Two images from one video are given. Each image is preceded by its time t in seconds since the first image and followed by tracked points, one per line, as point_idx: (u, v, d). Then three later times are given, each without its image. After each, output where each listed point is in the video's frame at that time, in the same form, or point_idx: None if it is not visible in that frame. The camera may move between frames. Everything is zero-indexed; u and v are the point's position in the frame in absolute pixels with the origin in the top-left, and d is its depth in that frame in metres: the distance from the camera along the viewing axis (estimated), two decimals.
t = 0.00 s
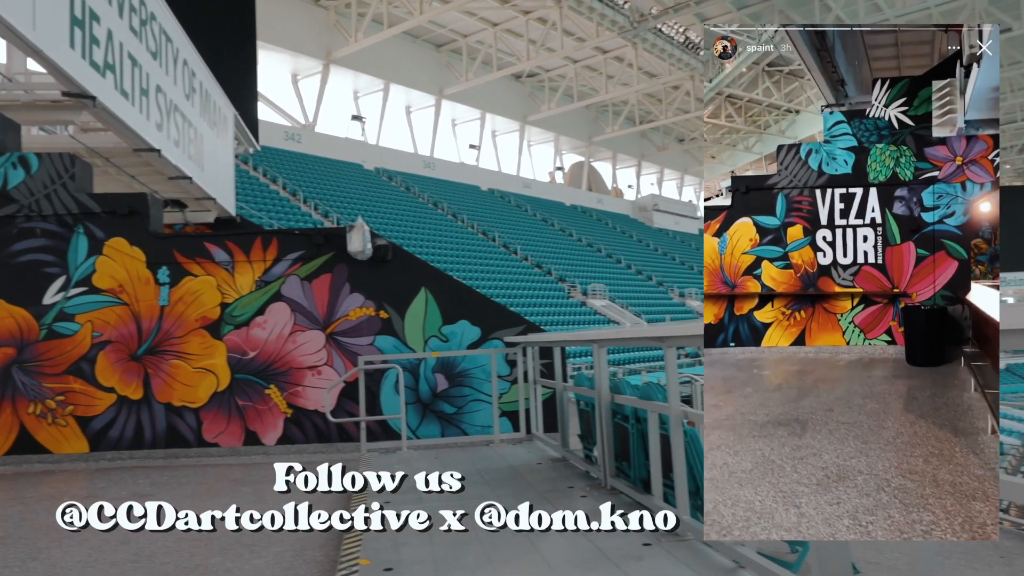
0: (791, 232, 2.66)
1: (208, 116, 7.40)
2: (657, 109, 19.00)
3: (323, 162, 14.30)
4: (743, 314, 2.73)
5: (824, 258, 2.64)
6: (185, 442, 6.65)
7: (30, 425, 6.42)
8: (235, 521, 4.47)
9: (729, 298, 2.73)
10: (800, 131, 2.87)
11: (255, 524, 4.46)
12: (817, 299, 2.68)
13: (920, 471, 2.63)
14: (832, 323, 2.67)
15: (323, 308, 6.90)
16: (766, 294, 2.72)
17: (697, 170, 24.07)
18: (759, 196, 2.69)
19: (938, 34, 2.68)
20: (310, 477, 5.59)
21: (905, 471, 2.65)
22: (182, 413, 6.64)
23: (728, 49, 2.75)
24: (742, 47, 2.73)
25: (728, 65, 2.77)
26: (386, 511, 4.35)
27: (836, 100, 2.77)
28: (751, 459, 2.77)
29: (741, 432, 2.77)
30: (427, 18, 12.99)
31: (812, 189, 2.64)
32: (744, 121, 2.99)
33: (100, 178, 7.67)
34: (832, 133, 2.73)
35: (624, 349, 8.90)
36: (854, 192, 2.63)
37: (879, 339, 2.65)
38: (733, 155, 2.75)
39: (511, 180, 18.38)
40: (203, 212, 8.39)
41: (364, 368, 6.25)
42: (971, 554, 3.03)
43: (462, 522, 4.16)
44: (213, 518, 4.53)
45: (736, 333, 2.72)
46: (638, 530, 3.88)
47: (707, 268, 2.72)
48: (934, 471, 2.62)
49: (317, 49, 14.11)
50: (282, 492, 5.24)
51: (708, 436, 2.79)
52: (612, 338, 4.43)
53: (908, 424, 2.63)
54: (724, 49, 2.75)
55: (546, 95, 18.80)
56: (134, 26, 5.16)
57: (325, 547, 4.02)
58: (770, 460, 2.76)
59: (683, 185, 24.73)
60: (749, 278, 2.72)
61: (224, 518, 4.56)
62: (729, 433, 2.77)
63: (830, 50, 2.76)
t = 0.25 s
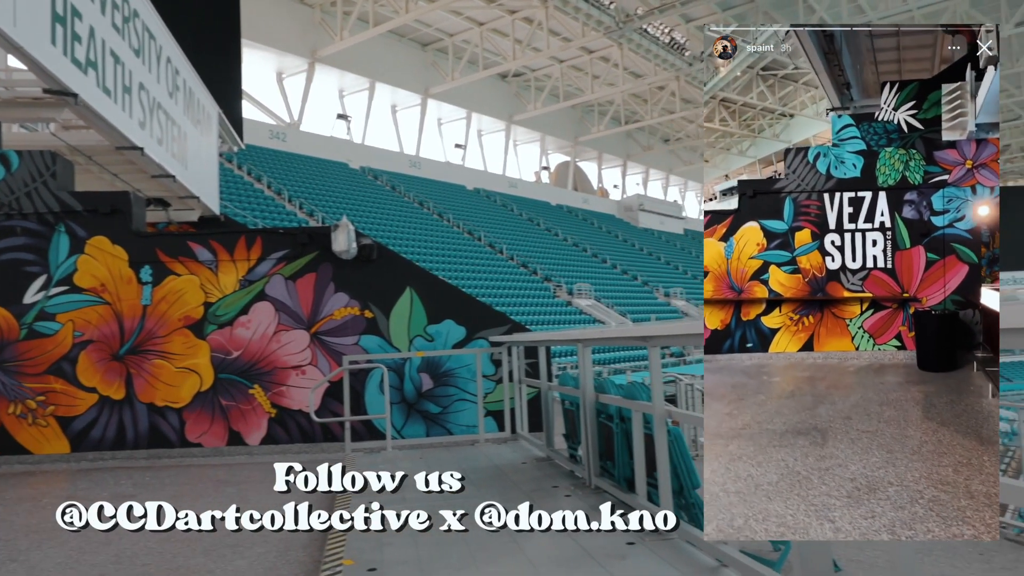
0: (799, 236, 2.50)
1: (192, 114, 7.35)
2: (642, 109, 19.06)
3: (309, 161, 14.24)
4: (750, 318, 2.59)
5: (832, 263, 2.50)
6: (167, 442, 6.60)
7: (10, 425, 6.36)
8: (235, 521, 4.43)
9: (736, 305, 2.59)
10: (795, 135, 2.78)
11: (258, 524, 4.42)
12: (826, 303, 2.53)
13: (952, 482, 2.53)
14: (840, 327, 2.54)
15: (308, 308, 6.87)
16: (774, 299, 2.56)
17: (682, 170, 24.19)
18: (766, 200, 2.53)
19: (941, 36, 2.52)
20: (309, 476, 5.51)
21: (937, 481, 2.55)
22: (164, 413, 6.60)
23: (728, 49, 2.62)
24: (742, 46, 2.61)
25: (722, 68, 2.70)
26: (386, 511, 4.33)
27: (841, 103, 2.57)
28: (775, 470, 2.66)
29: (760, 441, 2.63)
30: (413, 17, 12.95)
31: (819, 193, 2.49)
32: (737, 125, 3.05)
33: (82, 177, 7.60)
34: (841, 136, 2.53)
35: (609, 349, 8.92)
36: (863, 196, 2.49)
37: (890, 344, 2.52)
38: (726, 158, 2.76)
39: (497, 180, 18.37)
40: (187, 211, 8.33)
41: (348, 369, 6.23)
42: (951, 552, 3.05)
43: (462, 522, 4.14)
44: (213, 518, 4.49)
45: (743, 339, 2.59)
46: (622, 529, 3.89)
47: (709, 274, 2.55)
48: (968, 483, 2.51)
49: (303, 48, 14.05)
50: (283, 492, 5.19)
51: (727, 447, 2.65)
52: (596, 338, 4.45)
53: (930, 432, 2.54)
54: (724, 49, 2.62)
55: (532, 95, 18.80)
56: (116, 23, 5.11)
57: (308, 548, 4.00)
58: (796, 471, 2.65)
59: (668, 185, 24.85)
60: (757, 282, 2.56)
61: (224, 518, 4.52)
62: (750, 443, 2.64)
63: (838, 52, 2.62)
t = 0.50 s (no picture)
0: (809, 238, 2.09)
1: (171, 111, 7.27)
2: (625, 110, 19.15)
3: (289, 159, 14.14)
4: (761, 322, 2.13)
5: (844, 264, 2.08)
6: (145, 443, 6.54)
7: None
8: (235, 522, 4.43)
9: (746, 306, 2.13)
10: (795, 138, 2.23)
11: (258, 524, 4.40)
12: (840, 305, 2.11)
13: (985, 485, 2.08)
14: (850, 328, 2.11)
15: (287, 307, 6.83)
16: (786, 301, 2.12)
17: (663, 170, 24.36)
18: (777, 202, 2.12)
19: (947, 36, 2.11)
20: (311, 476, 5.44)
21: (971, 487, 2.08)
22: (142, 413, 6.54)
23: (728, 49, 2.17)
24: (744, 47, 2.16)
25: (721, 70, 2.20)
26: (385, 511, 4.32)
27: (848, 103, 2.13)
28: (803, 476, 2.13)
29: (786, 446, 2.10)
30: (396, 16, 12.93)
31: (831, 194, 2.09)
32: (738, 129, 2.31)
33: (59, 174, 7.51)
34: (852, 136, 2.12)
35: (590, 349, 8.95)
36: (874, 195, 2.08)
37: (901, 347, 2.10)
38: (725, 159, 2.17)
39: (479, 180, 18.36)
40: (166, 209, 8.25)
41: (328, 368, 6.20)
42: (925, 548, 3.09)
43: (460, 522, 4.13)
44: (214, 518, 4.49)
45: (754, 343, 2.13)
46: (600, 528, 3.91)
47: (714, 277, 2.12)
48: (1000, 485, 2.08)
49: (284, 46, 13.96)
50: (281, 492, 5.15)
51: (749, 454, 2.12)
52: (577, 338, 4.47)
53: (955, 435, 2.07)
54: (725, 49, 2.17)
55: (514, 95, 18.82)
56: (94, 19, 5.06)
57: (287, 549, 3.97)
58: (823, 478, 2.14)
59: (650, 185, 25.00)
60: (767, 284, 2.12)
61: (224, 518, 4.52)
62: (776, 449, 2.10)
63: (848, 53, 2.16)
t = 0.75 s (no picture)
0: (830, 236, 2.06)
1: (149, 110, 7.20)
2: (606, 111, 19.22)
3: (270, 158, 14.05)
4: (782, 321, 2.12)
5: (865, 262, 2.05)
6: (121, 444, 6.47)
7: None
8: (235, 522, 4.41)
9: (767, 306, 2.12)
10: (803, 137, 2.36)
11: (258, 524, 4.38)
12: (862, 303, 2.08)
13: None
14: (873, 328, 2.09)
15: (267, 307, 6.79)
16: (807, 301, 2.09)
17: (644, 171, 24.49)
18: (798, 200, 2.08)
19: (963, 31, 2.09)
20: (312, 476, 5.24)
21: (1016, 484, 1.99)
22: (118, 413, 6.47)
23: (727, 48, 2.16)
24: (744, 47, 2.16)
25: (729, 71, 2.19)
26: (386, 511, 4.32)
27: (866, 99, 2.14)
28: (843, 480, 2.08)
29: (821, 447, 2.07)
30: (377, 16, 12.89)
31: (853, 191, 2.05)
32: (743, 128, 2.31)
33: (34, 173, 7.41)
34: (874, 132, 2.11)
35: (571, 349, 8.98)
36: (897, 192, 2.03)
37: (925, 346, 2.08)
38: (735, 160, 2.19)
39: (461, 180, 18.34)
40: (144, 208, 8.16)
41: (308, 368, 6.17)
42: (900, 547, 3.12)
43: (461, 522, 4.12)
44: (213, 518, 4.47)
45: (775, 342, 2.12)
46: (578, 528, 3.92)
47: (734, 276, 2.11)
48: None
49: (264, 44, 13.88)
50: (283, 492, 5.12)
51: (784, 455, 2.09)
52: (556, 339, 4.49)
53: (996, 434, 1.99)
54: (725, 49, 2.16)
55: (496, 95, 18.84)
56: (71, 15, 5.00)
57: (264, 550, 3.95)
58: (865, 481, 2.08)
59: (630, 186, 25.12)
60: (788, 283, 2.10)
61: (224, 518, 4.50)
62: (811, 450, 2.08)
63: (868, 48, 2.15)
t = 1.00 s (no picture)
0: (856, 236, 1.87)
1: (127, 106, 7.12)
2: (587, 111, 19.25)
3: (249, 156, 13.93)
4: (807, 322, 1.90)
5: (892, 262, 1.84)
6: (96, 444, 6.40)
7: None
8: (235, 521, 4.38)
9: (792, 307, 1.90)
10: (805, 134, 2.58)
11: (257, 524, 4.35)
12: (891, 306, 1.86)
13: None
14: (901, 330, 1.85)
15: (246, 306, 6.75)
16: (832, 302, 1.88)
17: (625, 171, 24.57)
18: (823, 200, 1.89)
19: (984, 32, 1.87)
20: (311, 475, 5.24)
21: None
22: (94, 414, 6.39)
23: (728, 49, 2.07)
24: (746, 48, 2.06)
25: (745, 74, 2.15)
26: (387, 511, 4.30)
27: (891, 98, 1.96)
28: (889, 487, 1.88)
29: (861, 453, 1.87)
30: (358, 13, 12.83)
31: (879, 191, 1.85)
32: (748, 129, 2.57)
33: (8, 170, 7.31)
34: (900, 131, 1.91)
35: (551, 349, 9.00)
36: (925, 191, 1.82)
37: (953, 349, 1.83)
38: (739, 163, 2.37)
39: (442, 179, 18.31)
40: (121, 206, 8.08)
41: (287, 369, 6.14)
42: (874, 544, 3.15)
43: (462, 521, 4.08)
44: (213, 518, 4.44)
45: (800, 345, 1.90)
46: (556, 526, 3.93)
47: (760, 277, 1.92)
48: None
49: (244, 41, 13.77)
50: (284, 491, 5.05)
51: (823, 462, 1.89)
52: (536, 338, 4.50)
53: None
54: (725, 49, 2.07)
55: (478, 94, 18.82)
56: (46, 11, 4.93)
57: (241, 551, 3.92)
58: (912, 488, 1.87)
59: (612, 186, 25.20)
60: (814, 284, 1.89)
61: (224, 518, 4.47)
62: (850, 456, 1.88)
63: (894, 46, 1.94)
